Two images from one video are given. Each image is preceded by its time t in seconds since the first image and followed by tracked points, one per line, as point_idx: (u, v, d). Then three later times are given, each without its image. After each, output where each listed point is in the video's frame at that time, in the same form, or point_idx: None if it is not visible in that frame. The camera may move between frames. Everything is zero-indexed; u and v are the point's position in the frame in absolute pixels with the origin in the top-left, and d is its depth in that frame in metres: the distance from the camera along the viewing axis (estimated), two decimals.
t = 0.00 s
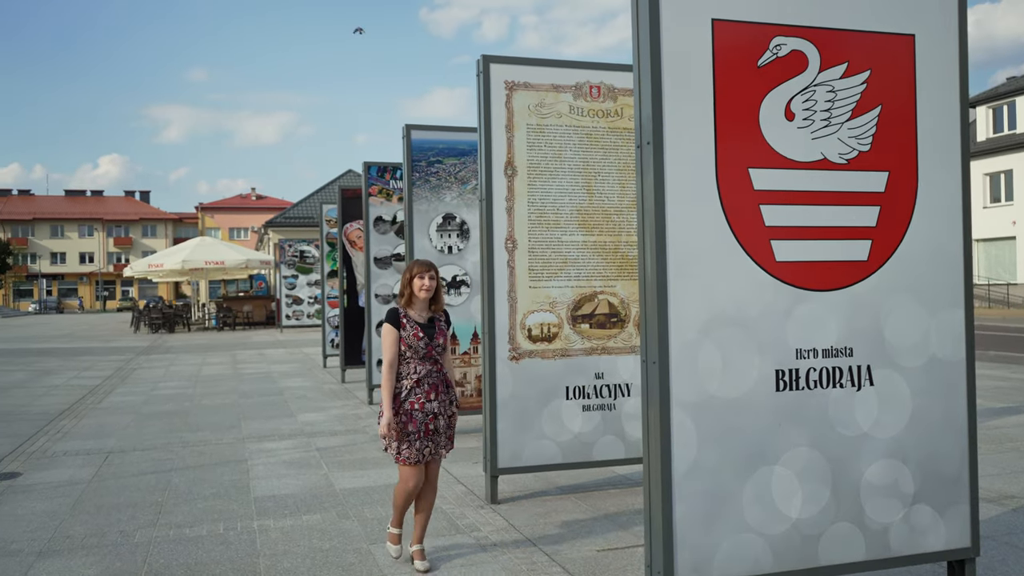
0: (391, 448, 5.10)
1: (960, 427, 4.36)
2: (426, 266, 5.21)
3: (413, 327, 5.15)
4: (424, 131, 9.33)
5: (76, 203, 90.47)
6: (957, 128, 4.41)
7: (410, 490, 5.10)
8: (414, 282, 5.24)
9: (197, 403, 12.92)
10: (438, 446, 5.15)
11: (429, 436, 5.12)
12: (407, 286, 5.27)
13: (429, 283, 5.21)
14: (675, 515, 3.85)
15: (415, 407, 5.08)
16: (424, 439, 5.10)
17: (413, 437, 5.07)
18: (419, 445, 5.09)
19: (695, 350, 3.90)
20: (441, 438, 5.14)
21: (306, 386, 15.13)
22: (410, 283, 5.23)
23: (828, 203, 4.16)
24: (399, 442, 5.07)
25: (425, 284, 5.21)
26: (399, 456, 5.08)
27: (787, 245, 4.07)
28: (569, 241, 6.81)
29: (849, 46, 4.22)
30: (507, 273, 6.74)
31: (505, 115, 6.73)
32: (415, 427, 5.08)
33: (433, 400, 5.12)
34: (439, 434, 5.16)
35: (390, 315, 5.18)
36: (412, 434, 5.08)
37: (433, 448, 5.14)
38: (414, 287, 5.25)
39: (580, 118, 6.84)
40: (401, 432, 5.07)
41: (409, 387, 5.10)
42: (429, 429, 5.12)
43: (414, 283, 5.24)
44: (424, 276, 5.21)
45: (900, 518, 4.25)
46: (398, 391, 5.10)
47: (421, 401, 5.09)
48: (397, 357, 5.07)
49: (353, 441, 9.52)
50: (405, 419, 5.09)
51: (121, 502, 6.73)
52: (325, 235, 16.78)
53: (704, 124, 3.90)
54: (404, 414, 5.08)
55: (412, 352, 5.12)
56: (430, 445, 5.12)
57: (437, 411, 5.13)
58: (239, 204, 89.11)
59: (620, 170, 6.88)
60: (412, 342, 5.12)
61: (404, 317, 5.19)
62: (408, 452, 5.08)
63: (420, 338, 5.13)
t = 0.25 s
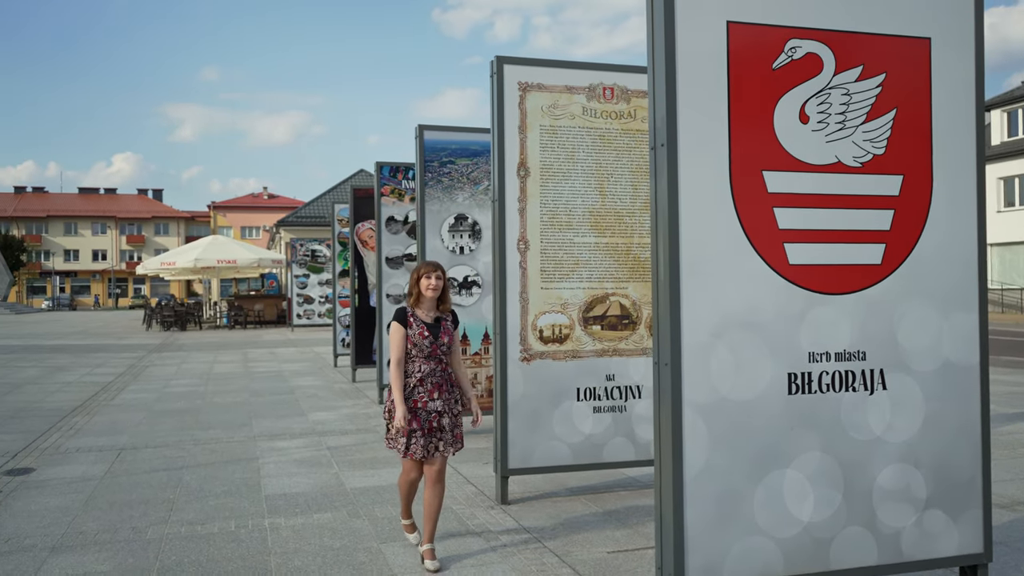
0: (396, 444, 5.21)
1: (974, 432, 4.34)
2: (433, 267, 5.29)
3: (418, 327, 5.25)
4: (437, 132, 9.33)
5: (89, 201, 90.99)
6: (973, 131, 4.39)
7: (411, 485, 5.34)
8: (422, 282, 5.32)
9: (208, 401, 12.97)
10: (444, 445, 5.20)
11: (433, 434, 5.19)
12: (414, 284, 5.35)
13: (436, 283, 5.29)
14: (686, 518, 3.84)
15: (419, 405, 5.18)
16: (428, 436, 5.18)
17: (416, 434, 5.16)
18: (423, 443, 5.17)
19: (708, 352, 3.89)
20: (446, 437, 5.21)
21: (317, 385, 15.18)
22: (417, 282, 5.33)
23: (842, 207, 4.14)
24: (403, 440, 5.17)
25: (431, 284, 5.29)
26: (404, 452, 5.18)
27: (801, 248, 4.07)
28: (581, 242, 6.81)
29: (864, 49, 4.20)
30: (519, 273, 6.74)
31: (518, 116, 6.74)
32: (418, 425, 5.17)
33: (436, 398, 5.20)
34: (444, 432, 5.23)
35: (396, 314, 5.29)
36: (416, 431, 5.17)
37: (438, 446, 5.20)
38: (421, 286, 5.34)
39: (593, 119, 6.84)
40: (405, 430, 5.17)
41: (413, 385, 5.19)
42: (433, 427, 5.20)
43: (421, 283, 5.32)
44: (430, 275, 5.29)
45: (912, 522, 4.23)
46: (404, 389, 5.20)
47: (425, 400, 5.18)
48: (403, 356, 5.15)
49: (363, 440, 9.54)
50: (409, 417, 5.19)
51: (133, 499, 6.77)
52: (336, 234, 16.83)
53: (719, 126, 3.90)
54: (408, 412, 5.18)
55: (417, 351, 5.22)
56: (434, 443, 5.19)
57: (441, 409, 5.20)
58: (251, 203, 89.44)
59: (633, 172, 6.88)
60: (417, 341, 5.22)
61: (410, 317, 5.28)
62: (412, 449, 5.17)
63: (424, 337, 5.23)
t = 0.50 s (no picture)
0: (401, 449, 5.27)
1: (989, 437, 4.31)
2: (437, 278, 5.31)
3: (423, 337, 5.29)
4: (448, 136, 9.36)
5: (102, 205, 91.54)
6: (987, 134, 4.37)
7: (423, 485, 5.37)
8: (426, 294, 5.34)
9: (220, 405, 13.01)
10: (447, 450, 5.22)
11: (437, 439, 5.21)
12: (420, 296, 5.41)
13: (440, 296, 5.31)
14: (699, 523, 3.83)
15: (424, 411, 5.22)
16: (432, 441, 5.21)
17: (420, 439, 5.21)
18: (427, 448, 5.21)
19: (721, 356, 3.88)
20: (450, 442, 5.24)
21: (328, 388, 15.22)
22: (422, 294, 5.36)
23: (856, 211, 4.13)
24: (408, 444, 5.23)
25: (435, 296, 5.32)
26: (408, 456, 5.23)
27: (814, 252, 4.05)
28: (593, 246, 6.81)
29: (877, 52, 4.19)
30: (531, 277, 6.75)
31: (530, 120, 6.75)
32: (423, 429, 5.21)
33: (441, 404, 5.23)
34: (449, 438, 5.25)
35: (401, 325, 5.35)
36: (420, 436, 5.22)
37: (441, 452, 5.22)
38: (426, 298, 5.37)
39: (605, 123, 6.84)
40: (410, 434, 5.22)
41: (418, 391, 5.24)
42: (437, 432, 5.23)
43: (425, 295, 5.36)
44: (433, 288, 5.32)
45: (926, 528, 4.21)
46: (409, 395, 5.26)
47: (429, 405, 5.22)
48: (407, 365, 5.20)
49: (374, 444, 9.56)
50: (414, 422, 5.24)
51: (146, 502, 6.80)
52: (348, 238, 16.89)
53: (731, 130, 3.89)
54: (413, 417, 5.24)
55: (422, 360, 5.27)
56: (437, 449, 5.21)
57: (445, 415, 5.23)
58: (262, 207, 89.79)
59: (645, 176, 6.87)
60: (422, 351, 5.27)
61: (415, 328, 5.33)
62: (416, 453, 5.22)
63: (429, 347, 5.27)
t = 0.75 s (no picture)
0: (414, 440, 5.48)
1: (1004, 440, 4.28)
2: (446, 276, 5.52)
3: (433, 332, 5.50)
4: (460, 137, 9.39)
5: (115, 207, 92.06)
6: (1002, 136, 4.34)
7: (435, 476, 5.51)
8: (435, 291, 5.56)
9: (232, 406, 13.06)
10: (459, 439, 5.45)
11: (448, 429, 5.43)
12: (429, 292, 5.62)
13: (449, 293, 5.53)
14: (711, 526, 3.82)
15: (435, 402, 5.44)
16: (444, 431, 5.43)
17: (432, 429, 5.43)
18: (438, 437, 5.45)
19: (733, 358, 3.87)
20: (461, 431, 5.46)
21: (339, 389, 15.25)
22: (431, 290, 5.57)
23: (870, 212, 4.11)
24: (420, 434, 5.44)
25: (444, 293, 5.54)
26: (421, 446, 5.44)
27: (827, 254, 4.04)
28: (605, 248, 6.81)
29: (891, 53, 4.17)
30: (542, 279, 6.75)
31: (542, 122, 6.75)
32: (435, 420, 5.44)
33: (452, 395, 5.45)
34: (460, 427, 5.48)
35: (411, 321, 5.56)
36: (432, 426, 5.44)
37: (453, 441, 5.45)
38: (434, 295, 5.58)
39: (617, 125, 6.83)
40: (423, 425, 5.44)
41: (429, 384, 5.45)
42: (449, 422, 5.45)
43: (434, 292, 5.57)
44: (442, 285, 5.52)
45: (941, 531, 4.18)
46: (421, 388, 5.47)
47: (440, 397, 5.44)
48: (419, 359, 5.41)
49: (386, 445, 9.58)
50: (426, 413, 5.46)
51: (159, 502, 6.84)
52: (360, 240, 16.92)
53: (745, 131, 3.88)
54: (425, 408, 5.46)
55: (433, 354, 5.47)
56: (448, 438, 5.43)
57: (456, 406, 5.45)
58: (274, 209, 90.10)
59: (657, 178, 6.86)
60: (433, 345, 5.48)
61: (425, 323, 5.54)
62: (429, 443, 5.44)
63: (440, 341, 5.49)
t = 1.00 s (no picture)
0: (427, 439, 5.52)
1: (1017, 442, 4.25)
2: (456, 277, 5.57)
3: (444, 331, 5.56)
4: (469, 139, 9.26)
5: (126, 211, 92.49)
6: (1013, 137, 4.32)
7: (447, 476, 5.54)
8: (445, 292, 5.60)
9: (243, 408, 13.10)
10: (470, 435, 5.55)
11: (460, 426, 5.53)
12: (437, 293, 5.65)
13: (460, 294, 5.60)
14: (722, 528, 3.81)
15: (448, 400, 5.50)
16: (457, 428, 5.52)
17: (445, 426, 5.50)
18: (451, 434, 5.52)
19: (744, 359, 3.86)
20: (473, 427, 5.56)
21: (349, 392, 15.27)
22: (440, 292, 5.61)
23: (881, 213, 4.09)
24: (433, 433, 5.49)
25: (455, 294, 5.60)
26: (434, 445, 5.49)
27: (838, 255, 4.02)
28: (614, 250, 6.80)
29: (902, 53, 4.15)
30: (552, 281, 6.74)
31: (551, 124, 6.74)
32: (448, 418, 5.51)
33: (464, 393, 5.53)
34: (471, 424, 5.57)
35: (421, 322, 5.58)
36: (445, 423, 5.51)
37: (465, 437, 5.55)
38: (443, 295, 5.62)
39: (626, 126, 6.82)
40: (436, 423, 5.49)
41: (442, 382, 5.50)
42: (460, 419, 5.54)
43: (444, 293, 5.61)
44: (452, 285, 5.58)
45: (954, 533, 4.16)
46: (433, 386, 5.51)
47: (453, 394, 5.50)
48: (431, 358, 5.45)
49: (395, 447, 9.58)
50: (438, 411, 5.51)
51: (170, 505, 6.86)
52: (369, 243, 16.95)
53: (754, 132, 3.87)
54: (438, 406, 5.51)
55: (444, 352, 5.54)
56: (460, 435, 5.53)
57: (468, 403, 5.54)
58: (284, 212, 90.36)
59: (666, 179, 6.85)
60: (444, 344, 5.54)
61: (435, 323, 5.58)
62: (442, 441, 5.51)
63: (451, 340, 5.56)
